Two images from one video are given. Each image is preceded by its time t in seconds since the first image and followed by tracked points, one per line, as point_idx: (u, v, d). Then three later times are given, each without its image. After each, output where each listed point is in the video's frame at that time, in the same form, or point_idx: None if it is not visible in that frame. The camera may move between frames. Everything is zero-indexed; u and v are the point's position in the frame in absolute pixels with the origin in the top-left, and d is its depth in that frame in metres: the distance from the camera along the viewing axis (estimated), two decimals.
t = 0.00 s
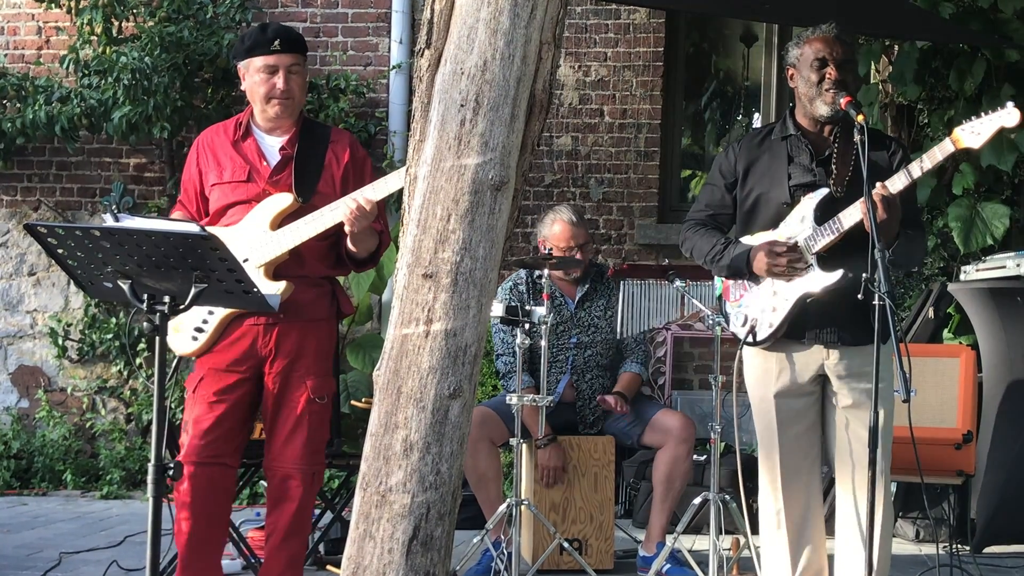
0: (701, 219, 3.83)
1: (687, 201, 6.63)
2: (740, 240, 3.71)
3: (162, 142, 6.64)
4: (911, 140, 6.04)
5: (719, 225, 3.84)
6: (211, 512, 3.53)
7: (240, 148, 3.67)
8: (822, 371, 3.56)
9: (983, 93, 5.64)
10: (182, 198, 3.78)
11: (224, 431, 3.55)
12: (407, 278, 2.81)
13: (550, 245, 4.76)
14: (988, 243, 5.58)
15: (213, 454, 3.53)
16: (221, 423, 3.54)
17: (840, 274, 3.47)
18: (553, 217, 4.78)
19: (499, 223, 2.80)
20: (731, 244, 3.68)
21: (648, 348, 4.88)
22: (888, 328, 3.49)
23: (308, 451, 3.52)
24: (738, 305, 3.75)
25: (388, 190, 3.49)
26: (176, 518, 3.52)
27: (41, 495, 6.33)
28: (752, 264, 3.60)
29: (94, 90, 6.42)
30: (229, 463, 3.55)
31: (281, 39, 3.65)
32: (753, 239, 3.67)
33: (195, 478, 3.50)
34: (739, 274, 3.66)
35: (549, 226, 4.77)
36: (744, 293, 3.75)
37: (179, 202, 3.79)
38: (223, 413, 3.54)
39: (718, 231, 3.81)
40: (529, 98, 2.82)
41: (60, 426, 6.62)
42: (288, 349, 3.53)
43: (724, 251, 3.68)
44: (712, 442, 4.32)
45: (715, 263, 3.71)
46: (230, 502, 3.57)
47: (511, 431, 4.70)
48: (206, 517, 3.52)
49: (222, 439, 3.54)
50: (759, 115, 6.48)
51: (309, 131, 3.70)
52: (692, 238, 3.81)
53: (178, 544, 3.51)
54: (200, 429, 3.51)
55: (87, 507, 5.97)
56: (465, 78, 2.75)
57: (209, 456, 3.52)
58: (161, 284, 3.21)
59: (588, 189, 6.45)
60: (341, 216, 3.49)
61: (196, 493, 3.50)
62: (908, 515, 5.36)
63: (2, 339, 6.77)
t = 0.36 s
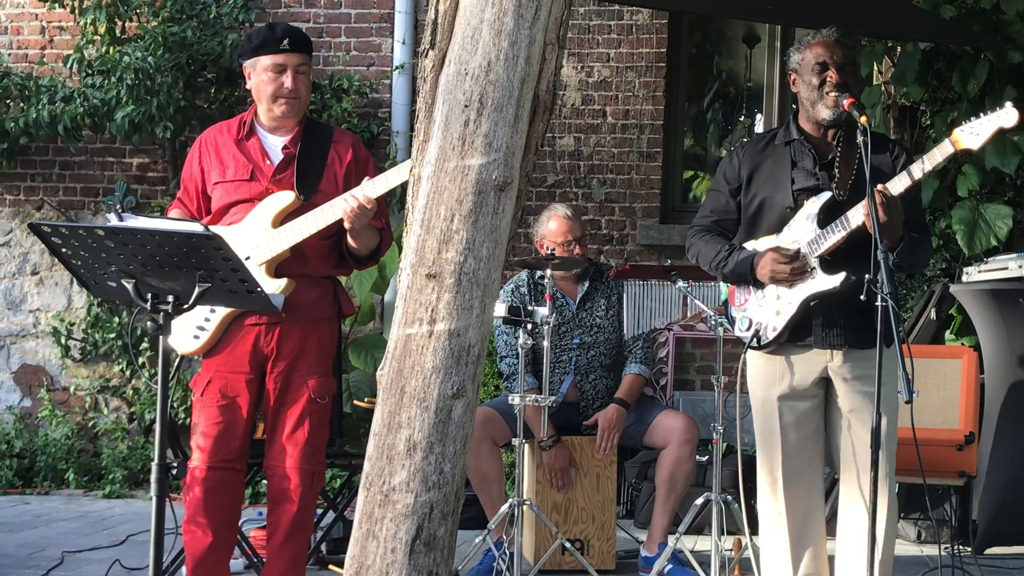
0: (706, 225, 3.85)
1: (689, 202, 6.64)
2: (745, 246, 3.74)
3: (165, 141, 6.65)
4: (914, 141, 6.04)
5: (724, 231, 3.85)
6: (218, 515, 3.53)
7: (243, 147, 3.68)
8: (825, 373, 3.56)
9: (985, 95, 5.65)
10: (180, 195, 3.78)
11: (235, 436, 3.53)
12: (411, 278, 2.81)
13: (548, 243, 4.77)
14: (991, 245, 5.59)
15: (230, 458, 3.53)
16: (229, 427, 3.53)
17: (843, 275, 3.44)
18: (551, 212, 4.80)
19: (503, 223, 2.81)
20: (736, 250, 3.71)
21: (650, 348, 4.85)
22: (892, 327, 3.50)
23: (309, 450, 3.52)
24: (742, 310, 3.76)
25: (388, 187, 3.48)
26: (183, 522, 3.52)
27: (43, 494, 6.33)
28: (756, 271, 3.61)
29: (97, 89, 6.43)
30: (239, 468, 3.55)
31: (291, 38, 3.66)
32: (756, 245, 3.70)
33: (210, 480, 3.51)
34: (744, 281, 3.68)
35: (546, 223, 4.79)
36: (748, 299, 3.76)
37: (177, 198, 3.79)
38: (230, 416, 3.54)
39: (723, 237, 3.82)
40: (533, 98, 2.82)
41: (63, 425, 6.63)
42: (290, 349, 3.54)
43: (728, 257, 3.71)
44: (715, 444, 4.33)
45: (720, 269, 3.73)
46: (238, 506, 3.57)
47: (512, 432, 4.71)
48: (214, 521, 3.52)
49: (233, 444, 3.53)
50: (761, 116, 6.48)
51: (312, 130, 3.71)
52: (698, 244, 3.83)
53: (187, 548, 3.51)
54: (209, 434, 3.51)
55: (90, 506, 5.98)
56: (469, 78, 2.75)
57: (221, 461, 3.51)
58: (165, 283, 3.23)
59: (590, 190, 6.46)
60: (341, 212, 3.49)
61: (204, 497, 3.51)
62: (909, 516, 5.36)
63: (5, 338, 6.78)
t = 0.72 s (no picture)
0: (711, 223, 3.84)
1: (692, 203, 6.63)
2: (749, 243, 3.73)
3: (169, 142, 6.66)
4: (916, 142, 6.04)
5: (728, 229, 3.85)
6: (225, 517, 3.53)
7: (246, 150, 3.68)
8: (827, 372, 3.56)
9: (988, 96, 5.65)
10: (184, 198, 3.78)
11: (239, 437, 3.54)
12: (414, 279, 2.81)
13: (549, 243, 4.78)
14: (994, 246, 5.59)
15: (233, 459, 3.53)
16: (233, 428, 3.54)
17: (845, 275, 3.45)
18: (551, 212, 4.80)
19: (505, 224, 2.81)
20: (740, 249, 3.70)
21: (653, 350, 4.85)
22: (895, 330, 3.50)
23: (313, 450, 3.53)
24: (746, 308, 3.75)
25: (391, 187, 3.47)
26: (188, 523, 3.51)
27: (46, 494, 6.34)
28: (761, 270, 3.62)
29: (100, 90, 6.44)
30: (243, 469, 3.55)
31: (293, 41, 3.66)
32: (760, 244, 3.69)
33: (215, 483, 3.50)
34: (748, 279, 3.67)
35: (547, 223, 4.78)
36: (752, 297, 3.75)
37: (180, 201, 3.79)
38: (234, 417, 3.55)
39: (727, 234, 3.82)
40: (535, 100, 2.82)
41: (66, 425, 6.64)
42: (294, 350, 3.54)
43: (732, 255, 3.70)
44: (717, 444, 4.33)
45: (724, 268, 3.71)
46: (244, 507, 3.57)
47: (516, 432, 4.71)
48: (220, 522, 3.52)
49: (237, 444, 3.54)
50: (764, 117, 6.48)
51: (314, 132, 3.71)
52: (701, 242, 3.82)
53: (193, 550, 3.50)
54: (213, 435, 3.51)
55: (93, 506, 5.99)
56: (472, 80, 2.75)
57: (226, 461, 3.52)
58: (168, 283, 3.23)
59: (593, 191, 6.46)
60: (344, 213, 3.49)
61: (210, 499, 3.50)
62: (912, 518, 5.36)
63: (8, 338, 6.79)
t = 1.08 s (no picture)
0: (709, 221, 3.83)
1: (693, 202, 6.63)
2: (747, 242, 3.73)
3: (168, 141, 6.65)
4: (917, 141, 6.04)
5: (726, 228, 3.84)
6: (218, 512, 3.53)
7: (247, 152, 3.67)
8: (828, 371, 3.55)
9: (989, 94, 5.64)
10: (187, 199, 3.79)
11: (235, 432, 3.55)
12: (413, 278, 2.81)
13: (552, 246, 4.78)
14: (994, 245, 5.58)
15: (222, 454, 3.53)
16: (231, 425, 3.54)
17: (845, 274, 3.46)
18: (557, 212, 4.80)
19: (505, 223, 2.80)
20: (738, 247, 3.70)
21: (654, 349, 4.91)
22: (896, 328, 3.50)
23: (317, 451, 3.52)
24: (745, 307, 3.75)
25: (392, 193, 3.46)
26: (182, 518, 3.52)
27: (46, 494, 6.33)
28: (760, 268, 3.61)
29: (99, 90, 6.43)
30: (236, 463, 3.56)
31: (301, 42, 3.65)
32: (759, 242, 3.69)
33: (202, 478, 3.50)
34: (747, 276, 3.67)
35: (551, 225, 4.78)
36: (751, 295, 3.75)
37: (183, 202, 3.80)
38: (233, 415, 3.54)
39: (726, 232, 3.82)
40: (535, 98, 2.82)
41: (66, 425, 6.64)
42: (299, 350, 3.54)
43: (731, 254, 3.69)
44: (718, 443, 4.32)
45: (723, 266, 3.72)
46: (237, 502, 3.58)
47: (517, 431, 4.70)
48: (214, 518, 3.52)
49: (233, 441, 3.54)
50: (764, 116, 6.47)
51: (316, 134, 3.71)
52: (701, 240, 3.80)
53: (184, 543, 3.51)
54: (211, 432, 3.51)
55: (93, 506, 5.99)
56: (471, 78, 2.75)
57: (218, 457, 3.52)
58: (167, 283, 3.23)
59: (593, 190, 6.46)
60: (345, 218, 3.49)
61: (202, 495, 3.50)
62: (913, 517, 5.35)
63: (7, 338, 6.79)
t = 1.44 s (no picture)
0: (710, 218, 3.83)
1: (692, 200, 6.63)
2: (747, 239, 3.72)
3: (167, 140, 6.65)
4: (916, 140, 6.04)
5: (727, 225, 3.84)
6: (226, 514, 3.53)
7: (248, 145, 3.68)
8: (827, 370, 3.56)
9: (988, 93, 5.64)
10: (186, 193, 3.79)
11: (242, 434, 3.54)
12: (413, 276, 2.81)
13: (556, 240, 4.77)
14: (993, 243, 5.58)
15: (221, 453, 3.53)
16: (232, 425, 3.53)
17: (846, 272, 3.45)
18: (559, 209, 4.80)
19: (504, 222, 2.80)
20: (738, 243, 3.69)
21: (654, 350, 4.86)
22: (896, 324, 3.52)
23: (312, 448, 3.52)
24: (745, 304, 3.75)
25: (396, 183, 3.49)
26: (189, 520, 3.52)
27: (45, 493, 6.34)
28: (759, 263, 3.59)
29: (98, 88, 6.43)
30: (246, 465, 3.56)
31: (299, 33, 3.67)
32: (759, 238, 3.69)
33: (217, 479, 3.51)
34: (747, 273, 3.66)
35: (556, 219, 4.78)
36: (751, 292, 3.74)
37: (183, 196, 3.80)
38: (233, 415, 3.54)
39: (726, 229, 3.81)
40: (534, 96, 2.82)
41: (65, 423, 6.64)
42: (294, 348, 3.54)
43: (731, 250, 3.68)
44: (717, 442, 4.32)
45: (723, 262, 3.71)
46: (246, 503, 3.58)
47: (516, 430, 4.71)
48: (222, 520, 3.52)
49: (240, 441, 3.54)
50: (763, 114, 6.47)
51: (317, 127, 3.71)
52: (700, 237, 3.80)
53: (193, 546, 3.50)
54: (213, 432, 3.51)
55: (92, 505, 5.99)
56: (470, 77, 2.75)
57: (228, 458, 3.52)
58: (167, 282, 3.22)
59: (592, 188, 6.46)
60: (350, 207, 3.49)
61: (211, 495, 3.50)
62: (912, 515, 5.35)
63: (7, 337, 6.79)
